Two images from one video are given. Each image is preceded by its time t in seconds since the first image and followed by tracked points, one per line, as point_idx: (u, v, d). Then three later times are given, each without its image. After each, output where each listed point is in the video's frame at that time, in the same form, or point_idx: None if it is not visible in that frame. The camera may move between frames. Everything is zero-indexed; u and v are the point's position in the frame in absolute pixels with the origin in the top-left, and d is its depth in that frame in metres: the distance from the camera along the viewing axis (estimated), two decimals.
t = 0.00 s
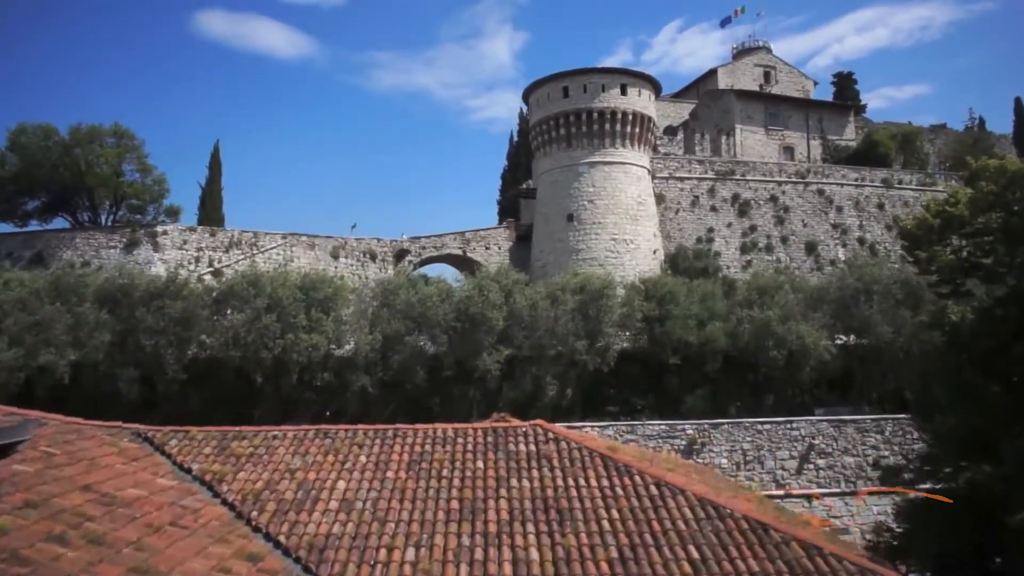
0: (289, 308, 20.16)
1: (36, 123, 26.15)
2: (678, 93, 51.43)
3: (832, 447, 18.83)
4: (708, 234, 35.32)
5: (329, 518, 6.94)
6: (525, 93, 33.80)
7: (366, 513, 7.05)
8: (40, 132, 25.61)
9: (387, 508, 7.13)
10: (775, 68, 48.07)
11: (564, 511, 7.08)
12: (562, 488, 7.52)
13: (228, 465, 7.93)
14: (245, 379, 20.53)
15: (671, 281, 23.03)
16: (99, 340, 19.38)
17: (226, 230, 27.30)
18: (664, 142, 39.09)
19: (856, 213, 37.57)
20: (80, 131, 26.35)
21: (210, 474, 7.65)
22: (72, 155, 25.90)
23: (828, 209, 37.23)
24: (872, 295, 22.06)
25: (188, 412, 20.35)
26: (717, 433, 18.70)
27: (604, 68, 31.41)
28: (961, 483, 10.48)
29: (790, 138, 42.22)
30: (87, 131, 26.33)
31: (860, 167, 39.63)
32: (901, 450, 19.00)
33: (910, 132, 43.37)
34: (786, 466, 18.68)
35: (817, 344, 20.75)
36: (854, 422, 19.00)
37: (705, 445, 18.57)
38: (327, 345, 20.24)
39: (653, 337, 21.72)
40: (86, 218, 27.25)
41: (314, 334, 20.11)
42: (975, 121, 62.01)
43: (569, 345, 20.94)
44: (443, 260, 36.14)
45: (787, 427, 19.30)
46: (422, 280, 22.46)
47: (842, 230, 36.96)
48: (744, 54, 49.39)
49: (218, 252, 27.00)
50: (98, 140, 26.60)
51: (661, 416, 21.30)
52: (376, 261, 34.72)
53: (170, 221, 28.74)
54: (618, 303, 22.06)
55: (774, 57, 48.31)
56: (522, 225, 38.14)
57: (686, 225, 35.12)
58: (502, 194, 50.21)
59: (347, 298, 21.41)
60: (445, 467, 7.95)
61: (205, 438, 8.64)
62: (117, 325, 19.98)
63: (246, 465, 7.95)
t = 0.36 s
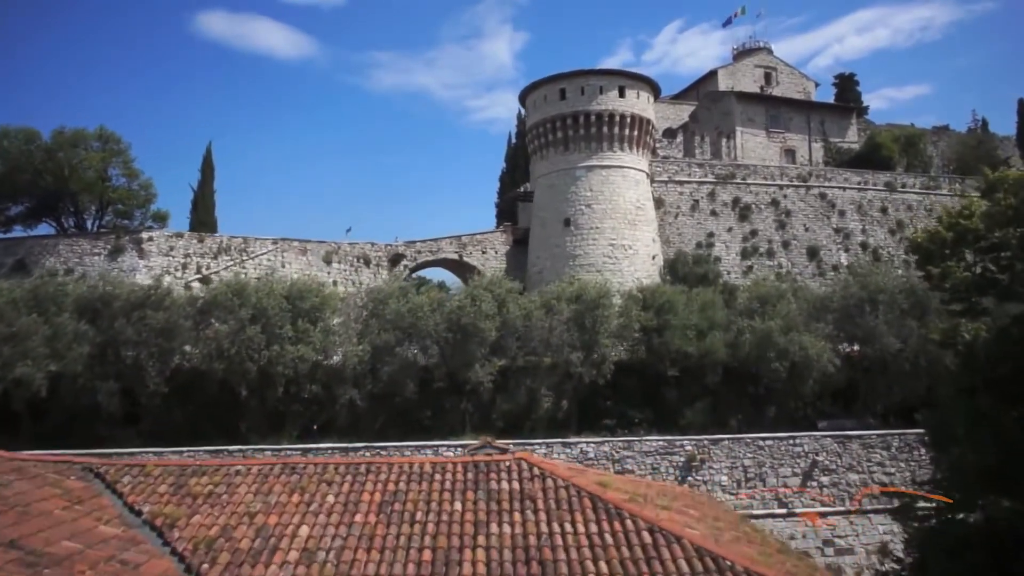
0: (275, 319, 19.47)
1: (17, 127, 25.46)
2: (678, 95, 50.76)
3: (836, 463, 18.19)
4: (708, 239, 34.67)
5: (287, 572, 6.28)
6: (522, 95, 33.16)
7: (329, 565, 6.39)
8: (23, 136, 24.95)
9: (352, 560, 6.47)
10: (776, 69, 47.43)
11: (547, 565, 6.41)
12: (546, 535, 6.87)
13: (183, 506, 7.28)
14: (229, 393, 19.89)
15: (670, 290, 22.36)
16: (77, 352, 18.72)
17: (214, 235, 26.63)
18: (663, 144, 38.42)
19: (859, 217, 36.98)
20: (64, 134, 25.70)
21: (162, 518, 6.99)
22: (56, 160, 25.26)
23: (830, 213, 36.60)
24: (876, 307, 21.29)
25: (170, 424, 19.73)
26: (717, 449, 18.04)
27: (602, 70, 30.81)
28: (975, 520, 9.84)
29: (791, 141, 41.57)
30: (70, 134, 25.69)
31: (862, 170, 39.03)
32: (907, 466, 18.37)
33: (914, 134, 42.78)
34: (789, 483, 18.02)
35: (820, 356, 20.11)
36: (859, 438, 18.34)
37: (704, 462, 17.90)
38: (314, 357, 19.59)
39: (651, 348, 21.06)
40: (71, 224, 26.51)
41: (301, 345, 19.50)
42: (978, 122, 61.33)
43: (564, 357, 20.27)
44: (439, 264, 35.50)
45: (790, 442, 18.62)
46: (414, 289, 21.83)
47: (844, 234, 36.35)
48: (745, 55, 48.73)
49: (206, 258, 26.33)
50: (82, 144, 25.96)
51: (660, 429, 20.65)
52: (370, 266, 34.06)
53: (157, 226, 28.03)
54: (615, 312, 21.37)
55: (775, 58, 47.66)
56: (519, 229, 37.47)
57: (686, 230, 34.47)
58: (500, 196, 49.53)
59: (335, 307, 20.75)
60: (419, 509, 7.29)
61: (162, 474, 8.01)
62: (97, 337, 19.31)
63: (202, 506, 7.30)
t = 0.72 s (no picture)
0: (259, 330, 18.85)
1: None
2: (677, 96, 50.09)
3: (840, 481, 17.54)
4: (707, 244, 33.99)
5: None
6: (517, 98, 32.57)
7: None
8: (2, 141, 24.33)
9: None
10: (777, 70, 46.81)
11: None
12: None
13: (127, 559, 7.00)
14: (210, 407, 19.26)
15: (668, 299, 21.70)
16: (54, 365, 18.07)
17: (202, 242, 26.01)
18: (662, 147, 37.75)
19: (861, 221, 36.36)
20: (46, 138, 25.07)
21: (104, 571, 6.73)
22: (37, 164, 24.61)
23: (832, 218, 35.96)
24: (881, 317, 20.74)
25: (149, 439, 19.08)
26: (716, 466, 17.39)
27: (599, 72, 30.24)
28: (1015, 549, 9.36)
29: (792, 144, 40.91)
30: (53, 138, 25.06)
31: (864, 173, 38.46)
32: (913, 484, 17.72)
33: (916, 137, 42.18)
34: (791, 502, 17.37)
35: (823, 368, 19.45)
36: (863, 454, 17.69)
37: (702, 480, 17.25)
38: (300, 370, 18.97)
39: (648, 360, 20.40)
40: (54, 230, 25.84)
41: (285, 358, 18.89)
42: (981, 123, 60.71)
43: (558, 369, 19.57)
44: (434, 269, 34.87)
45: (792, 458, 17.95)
46: (405, 298, 21.18)
47: (846, 239, 35.69)
48: (745, 57, 48.11)
49: (193, 265, 25.70)
50: (65, 148, 25.32)
51: (657, 444, 19.99)
52: (364, 271, 33.37)
53: (143, 232, 27.38)
54: (611, 323, 20.68)
55: (776, 59, 47.03)
56: (516, 232, 36.81)
57: (684, 234, 33.80)
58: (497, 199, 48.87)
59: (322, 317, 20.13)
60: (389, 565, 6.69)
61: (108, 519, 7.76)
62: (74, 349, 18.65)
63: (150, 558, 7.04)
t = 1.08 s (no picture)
0: (240, 342, 18.18)
1: None
2: (676, 98, 49.45)
3: (843, 500, 16.86)
4: (706, 250, 33.31)
5: None
6: (513, 100, 31.97)
7: None
8: None
9: None
10: (777, 72, 46.18)
11: None
12: None
13: None
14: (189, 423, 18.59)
15: (666, 308, 21.04)
16: (27, 379, 17.41)
17: (187, 249, 25.42)
18: (660, 150, 37.10)
19: (863, 226, 35.72)
20: (27, 143, 24.54)
21: None
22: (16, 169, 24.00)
23: (833, 222, 35.31)
24: (884, 330, 19.98)
25: (127, 455, 18.40)
26: (714, 485, 16.71)
27: (595, 74, 29.67)
28: None
29: (793, 147, 40.25)
30: (33, 143, 24.54)
31: (866, 177, 37.82)
32: (919, 503, 17.03)
33: (919, 140, 41.54)
34: (792, 522, 16.70)
35: (825, 382, 18.79)
36: (867, 472, 17.03)
37: (700, 499, 16.58)
38: (283, 384, 18.31)
39: (644, 373, 19.71)
40: (36, 236, 25.13)
41: (268, 371, 18.24)
42: (984, 125, 60.05)
43: (551, 383, 18.86)
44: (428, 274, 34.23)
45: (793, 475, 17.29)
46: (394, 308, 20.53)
47: (848, 244, 35.03)
48: (745, 58, 47.46)
49: (178, 272, 25.10)
50: (46, 152, 24.76)
51: (654, 460, 19.28)
52: (356, 277, 32.69)
53: (127, 238, 26.63)
54: (606, 334, 20.01)
55: (776, 60, 46.39)
56: (511, 237, 36.15)
57: (683, 240, 33.13)
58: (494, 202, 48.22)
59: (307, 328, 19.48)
60: None
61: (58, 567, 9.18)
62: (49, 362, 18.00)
63: None
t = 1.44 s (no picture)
0: (220, 355, 17.47)
1: None
2: (675, 99, 48.79)
3: (846, 520, 16.16)
4: (705, 255, 32.64)
5: None
6: (507, 102, 31.33)
7: None
8: None
9: None
10: (777, 73, 45.50)
11: None
12: None
13: None
14: (166, 439, 17.91)
15: (663, 319, 20.32)
16: None
17: (171, 256, 24.89)
18: (658, 153, 36.42)
19: (865, 230, 35.11)
20: (5, 147, 23.86)
21: None
22: None
23: (835, 226, 34.67)
24: (889, 341, 19.27)
25: (103, 471, 17.73)
26: (712, 505, 16.02)
27: (591, 76, 29.03)
28: None
29: (793, 149, 39.59)
30: (13, 147, 23.87)
31: (867, 180, 37.22)
32: (925, 523, 16.34)
33: (921, 142, 40.92)
34: (792, 544, 16.02)
35: (827, 396, 18.11)
36: (871, 490, 16.37)
37: (697, 520, 15.90)
38: (264, 399, 17.63)
39: (639, 386, 18.98)
40: (15, 244, 24.29)
41: (249, 386, 17.57)
42: (986, 126, 59.47)
43: (542, 397, 18.12)
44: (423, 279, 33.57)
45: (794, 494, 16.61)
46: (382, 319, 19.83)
47: (850, 249, 34.42)
48: (744, 59, 46.78)
49: (162, 280, 24.59)
50: (26, 157, 24.13)
51: (649, 476, 18.58)
52: (348, 283, 31.99)
53: (110, 244, 26.12)
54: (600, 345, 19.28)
55: (776, 61, 45.73)
56: (507, 241, 35.47)
57: (681, 245, 32.46)
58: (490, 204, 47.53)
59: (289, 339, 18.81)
60: None
61: None
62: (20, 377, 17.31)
63: None
